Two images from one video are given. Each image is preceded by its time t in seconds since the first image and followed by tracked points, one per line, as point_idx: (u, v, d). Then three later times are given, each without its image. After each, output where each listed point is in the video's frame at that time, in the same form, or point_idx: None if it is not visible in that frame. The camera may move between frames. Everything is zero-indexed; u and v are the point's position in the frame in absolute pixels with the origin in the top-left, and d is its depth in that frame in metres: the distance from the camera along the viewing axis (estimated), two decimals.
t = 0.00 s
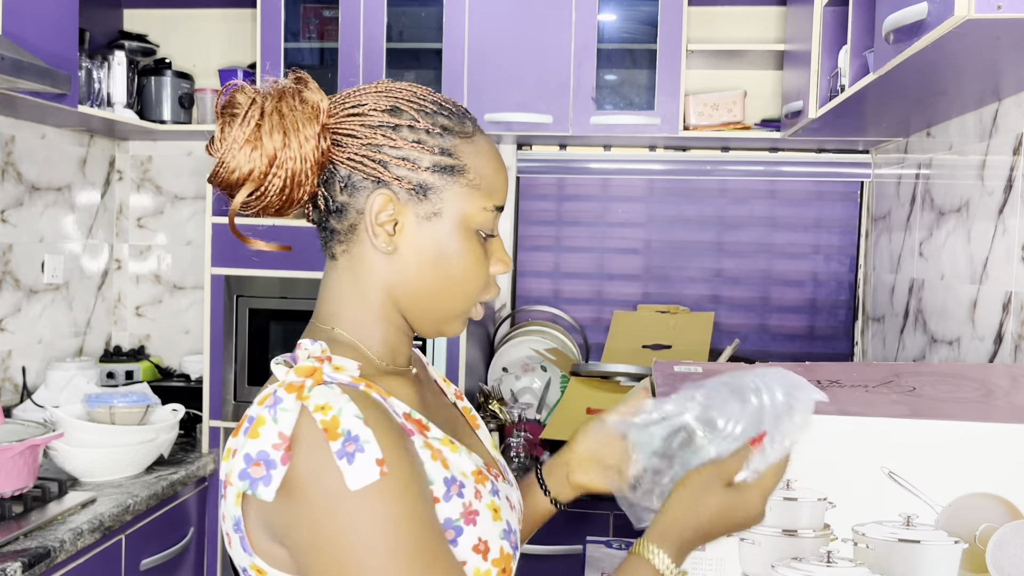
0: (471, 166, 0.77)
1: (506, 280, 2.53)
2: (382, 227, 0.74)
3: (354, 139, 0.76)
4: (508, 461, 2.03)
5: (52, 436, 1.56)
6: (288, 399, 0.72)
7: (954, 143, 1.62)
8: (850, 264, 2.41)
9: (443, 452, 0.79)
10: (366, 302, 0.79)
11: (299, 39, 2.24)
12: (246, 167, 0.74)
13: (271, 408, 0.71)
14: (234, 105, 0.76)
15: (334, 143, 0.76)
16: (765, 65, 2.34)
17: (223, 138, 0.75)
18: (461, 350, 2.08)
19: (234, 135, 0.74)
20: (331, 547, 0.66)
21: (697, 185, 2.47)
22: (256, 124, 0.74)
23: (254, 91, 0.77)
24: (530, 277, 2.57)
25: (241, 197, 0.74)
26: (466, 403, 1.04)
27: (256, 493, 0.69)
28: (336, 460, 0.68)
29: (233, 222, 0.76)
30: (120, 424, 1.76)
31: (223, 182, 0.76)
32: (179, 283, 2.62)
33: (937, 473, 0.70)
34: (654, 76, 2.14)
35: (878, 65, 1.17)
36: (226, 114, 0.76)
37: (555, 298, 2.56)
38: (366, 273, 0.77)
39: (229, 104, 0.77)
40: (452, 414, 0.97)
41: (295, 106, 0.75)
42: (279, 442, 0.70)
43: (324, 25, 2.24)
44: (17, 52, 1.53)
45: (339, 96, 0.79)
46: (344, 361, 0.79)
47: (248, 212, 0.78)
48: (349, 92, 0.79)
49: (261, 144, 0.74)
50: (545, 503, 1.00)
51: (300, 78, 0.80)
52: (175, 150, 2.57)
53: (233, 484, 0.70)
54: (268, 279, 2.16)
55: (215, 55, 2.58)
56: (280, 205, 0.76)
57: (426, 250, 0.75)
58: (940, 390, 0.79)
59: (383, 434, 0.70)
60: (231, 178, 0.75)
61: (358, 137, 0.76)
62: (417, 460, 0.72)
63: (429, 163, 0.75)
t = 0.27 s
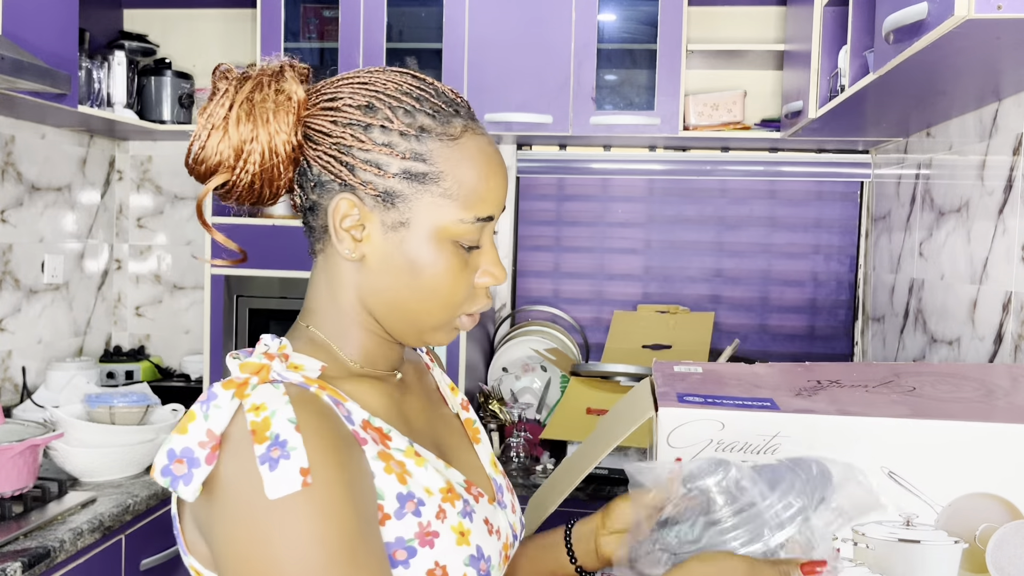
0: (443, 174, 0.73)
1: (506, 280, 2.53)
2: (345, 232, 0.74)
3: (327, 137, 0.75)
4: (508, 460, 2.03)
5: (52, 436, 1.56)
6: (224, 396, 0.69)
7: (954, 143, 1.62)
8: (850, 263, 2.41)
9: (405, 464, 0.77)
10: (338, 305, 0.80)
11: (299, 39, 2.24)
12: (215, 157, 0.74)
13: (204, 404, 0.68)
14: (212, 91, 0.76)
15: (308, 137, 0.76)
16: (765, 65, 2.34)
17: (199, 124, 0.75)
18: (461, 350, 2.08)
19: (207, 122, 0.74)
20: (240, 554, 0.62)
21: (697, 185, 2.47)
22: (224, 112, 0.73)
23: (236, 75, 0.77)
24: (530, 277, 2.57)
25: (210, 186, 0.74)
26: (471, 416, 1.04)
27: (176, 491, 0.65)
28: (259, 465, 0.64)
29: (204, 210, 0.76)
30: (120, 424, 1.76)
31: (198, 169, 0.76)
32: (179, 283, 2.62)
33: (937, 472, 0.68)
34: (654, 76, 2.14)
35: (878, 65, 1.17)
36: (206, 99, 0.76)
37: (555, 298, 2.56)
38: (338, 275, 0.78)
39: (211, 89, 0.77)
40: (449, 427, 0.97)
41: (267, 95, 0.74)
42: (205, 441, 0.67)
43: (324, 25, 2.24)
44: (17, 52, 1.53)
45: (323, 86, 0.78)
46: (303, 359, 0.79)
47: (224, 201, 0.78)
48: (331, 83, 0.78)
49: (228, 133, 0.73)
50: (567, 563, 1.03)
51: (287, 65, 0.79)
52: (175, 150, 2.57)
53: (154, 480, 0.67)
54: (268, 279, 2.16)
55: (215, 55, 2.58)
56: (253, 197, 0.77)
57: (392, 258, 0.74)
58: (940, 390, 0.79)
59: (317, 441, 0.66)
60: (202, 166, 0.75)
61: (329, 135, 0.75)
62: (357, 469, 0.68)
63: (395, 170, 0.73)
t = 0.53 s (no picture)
0: (422, 171, 0.73)
1: (506, 280, 2.53)
2: (321, 232, 0.74)
3: (303, 135, 0.75)
4: (507, 461, 2.03)
5: (52, 436, 1.56)
6: (192, 403, 0.70)
7: (954, 143, 1.62)
8: (850, 263, 2.40)
9: (385, 472, 0.77)
10: (316, 306, 0.80)
11: (299, 39, 2.24)
12: (191, 153, 0.75)
13: (172, 411, 0.69)
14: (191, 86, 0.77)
15: (286, 136, 0.76)
16: (765, 65, 2.34)
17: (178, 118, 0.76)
18: (461, 350, 2.08)
19: (185, 117, 0.75)
20: (214, 563, 0.63)
21: (697, 185, 2.47)
22: (200, 108, 0.74)
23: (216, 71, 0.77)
24: (530, 277, 2.57)
25: (187, 182, 0.75)
26: (457, 423, 1.04)
27: (143, 501, 0.66)
28: (229, 473, 0.65)
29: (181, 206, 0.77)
30: (120, 424, 1.76)
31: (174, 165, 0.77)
32: (179, 283, 2.62)
33: (938, 472, 0.68)
34: (654, 76, 2.14)
35: (878, 65, 1.17)
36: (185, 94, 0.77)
37: (555, 298, 2.56)
38: (315, 276, 0.78)
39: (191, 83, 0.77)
40: (433, 435, 0.97)
41: (244, 91, 0.75)
42: (172, 451, 0.67)
43: (324, 25, 2.24)
44: (17, 52, 1.53)
45: (303, 83, 0.78)
46: (278, 366, 0.79)
47: (202, 197, 0.79)
48: (311, 79, 0.78)
49: (204, 128, 0.74)
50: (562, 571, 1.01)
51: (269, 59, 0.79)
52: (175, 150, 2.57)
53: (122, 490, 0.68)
54: (269, 278, 2.16)
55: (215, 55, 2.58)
56: (230, 194, 0.77)
57: (369, 259, 0.74)
58: (938, 389, 0.79)
59: (289, 448, 0.67)
60: (178, 162, 0.76)
61: (306, 132, 0.75)
62: (334, 474, 0.68)
63: (374, 169, 0.73)
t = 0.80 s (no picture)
0: (417, 173, 0.74)
1: (506, 280, 2.53)
2: (316, 235, 0.73)
3: (297, 137, 0.75)
4: (507, 461, 2.03)
5: (52, 436, 1.56)
6: (210, 408, 0.69)
7: (954, 143, 1.62)
8: (850, 263, 2.40)
9: (397, 468, 0.77)
10: (311, 309, 0.79)
11: (299, 39, 2.24)
12: (180, 156, 0.73)
13: (191, 417, 0.68)
14: (178, 87, 0.75)
15: (278, 137, 0.76)
16: (765, 65, 2.34)
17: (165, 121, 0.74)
18: (461, 350, 2.08)
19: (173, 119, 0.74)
20: (250, 563, 0.62)
21: (697, 185, 2.47)
22: (189, 110, 0.73)
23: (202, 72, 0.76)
24: (530, 277, 2.57)
25: (176, 186, 0.74)
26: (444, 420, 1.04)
27: (169, 510, 0.65)
28: (260, 473, 0.64)
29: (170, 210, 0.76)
30: (120, 424, 1.76)
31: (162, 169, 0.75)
32: (179, 283, 2.62)
33: (937, 472, 0.68)
34: (654, 76, 2.14)
35: (878, 65, 1.17)
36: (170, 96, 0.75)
37: (555, 298, 2.56)
38: (310, 279, 0.78)
39: (176, 85, 0.76)
40: (426, 433, 0.97)
41: (234, 92, 0.74)
42: (195, 457, 0.66)
43: (324, 25, 2.24)
44: (17, 52, 1.53)
45: (293, 83, 0.78)
46: (282, 368, 0.79)
47: (191, 200, 0.78)
48: (302, 80, 0.77)
49: (193, 131, 0.73)
50: (545, 557, 1.01)
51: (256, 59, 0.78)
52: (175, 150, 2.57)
53: (144, 500, 0.67)
54: (269, 279, 2.16)
55: (215, 55, 2.58)
56: (220, 196, 0.76)
57: (365, 262, 0.74)
58: (938, 389, 0.79)
59: (316, 445, 0.66)
60: (166, 165, 0.74)
61: (299, 135, 0.75)
62: (359, 469, 0.68)
63: (369, 172, 0.73)
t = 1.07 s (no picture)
0: (451, 173, 0.75)
1: (506, 280, 2.53)
2: (352, 235, 0.73)
3: (330, 138, 0.75)
4: (507, 461, 2.03)
5: (52, 436, 1.56)
6: (227, 411, 0.69)
7: (954, 143, 1.62)
8: (850, 263, 2.40)
9: (406, 471, 0.77)
10: (337, 311, 0.79)
11: (299, 39, 2.24)
12: (211, 162, 0.72)
13: (207, 419, 0.69)
14: (204, 89, 0.74)
15: (308, 140, 0.75)
16: (765, 65, 2.34)
17: (193, 124, 0.73)
18: (461, 350, 2.08)
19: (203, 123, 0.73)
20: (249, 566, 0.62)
21: (697, 185, 2.47)
22: (220, 114, 0.72)
23: (227, 74, 0.75)
24: (530, 277, 2.57)
25: (207, 192, 0.73)
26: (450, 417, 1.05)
27: (183, 510, 0.66)
28: (273, 480, 0.64)
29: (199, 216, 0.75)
30: (120, 424, 1.75)
31: (189, 174, 0.74)
32: (179, 283, 2.62)
33: (937, 472, 0.68)
34: (654, 76, 2.14)
35: (878, 65, 1.17)
36: (195, 99, 0.74)
37: (555, 298, 2.56)
38: (339, 280, 0.77)
39: (200, 88, 0.75)
40: (436, 431, 0.97)
41: (265, 95, 0.73)
42: (211, 459, 0.67)
43: (324, 25, 2.24)
44: (17, 52, 1.53)
45: (317, 85, 0.78)
46: (298, 368, 0.78)
47: (216, 205, 0.77)
48: (327, 82, 0.77)
49: (226, 134, 0.72)
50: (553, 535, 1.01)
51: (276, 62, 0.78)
52: (175, 150, 2.57)
53: (159, 500, 0.68)
54: (268, 279, 2.16)
55: (215, 55, 2.58)
56: (249, 200, 0.75)
57: (401, 261, 0.74)
58: (938, 389, 0.79)
59: (329, 456, 0.67)
60: (196, 170, 0.73)
61: (333, 137, 0.74)
62: (366, 481, 0.69)
63: (406, 172, 0.74)
